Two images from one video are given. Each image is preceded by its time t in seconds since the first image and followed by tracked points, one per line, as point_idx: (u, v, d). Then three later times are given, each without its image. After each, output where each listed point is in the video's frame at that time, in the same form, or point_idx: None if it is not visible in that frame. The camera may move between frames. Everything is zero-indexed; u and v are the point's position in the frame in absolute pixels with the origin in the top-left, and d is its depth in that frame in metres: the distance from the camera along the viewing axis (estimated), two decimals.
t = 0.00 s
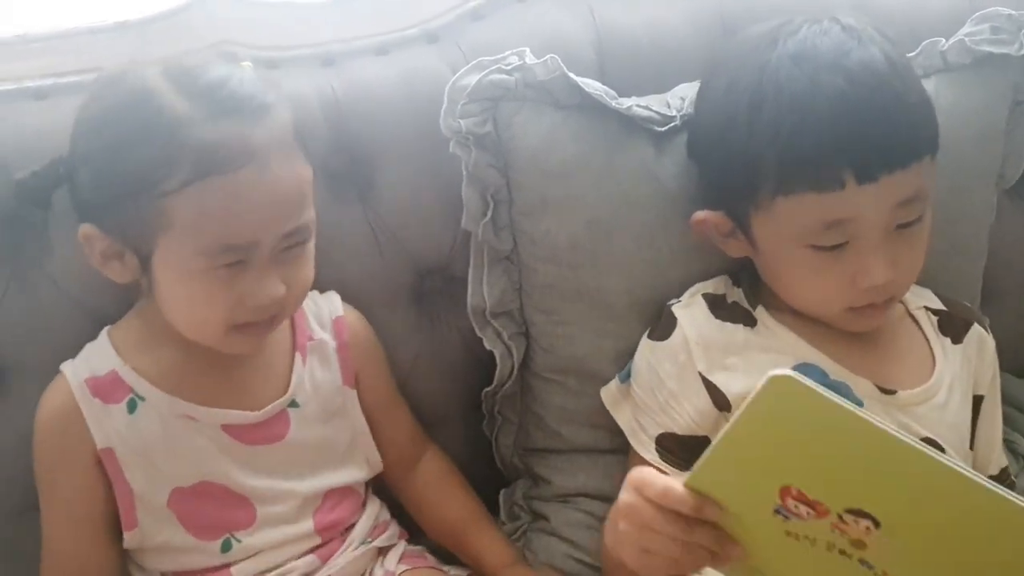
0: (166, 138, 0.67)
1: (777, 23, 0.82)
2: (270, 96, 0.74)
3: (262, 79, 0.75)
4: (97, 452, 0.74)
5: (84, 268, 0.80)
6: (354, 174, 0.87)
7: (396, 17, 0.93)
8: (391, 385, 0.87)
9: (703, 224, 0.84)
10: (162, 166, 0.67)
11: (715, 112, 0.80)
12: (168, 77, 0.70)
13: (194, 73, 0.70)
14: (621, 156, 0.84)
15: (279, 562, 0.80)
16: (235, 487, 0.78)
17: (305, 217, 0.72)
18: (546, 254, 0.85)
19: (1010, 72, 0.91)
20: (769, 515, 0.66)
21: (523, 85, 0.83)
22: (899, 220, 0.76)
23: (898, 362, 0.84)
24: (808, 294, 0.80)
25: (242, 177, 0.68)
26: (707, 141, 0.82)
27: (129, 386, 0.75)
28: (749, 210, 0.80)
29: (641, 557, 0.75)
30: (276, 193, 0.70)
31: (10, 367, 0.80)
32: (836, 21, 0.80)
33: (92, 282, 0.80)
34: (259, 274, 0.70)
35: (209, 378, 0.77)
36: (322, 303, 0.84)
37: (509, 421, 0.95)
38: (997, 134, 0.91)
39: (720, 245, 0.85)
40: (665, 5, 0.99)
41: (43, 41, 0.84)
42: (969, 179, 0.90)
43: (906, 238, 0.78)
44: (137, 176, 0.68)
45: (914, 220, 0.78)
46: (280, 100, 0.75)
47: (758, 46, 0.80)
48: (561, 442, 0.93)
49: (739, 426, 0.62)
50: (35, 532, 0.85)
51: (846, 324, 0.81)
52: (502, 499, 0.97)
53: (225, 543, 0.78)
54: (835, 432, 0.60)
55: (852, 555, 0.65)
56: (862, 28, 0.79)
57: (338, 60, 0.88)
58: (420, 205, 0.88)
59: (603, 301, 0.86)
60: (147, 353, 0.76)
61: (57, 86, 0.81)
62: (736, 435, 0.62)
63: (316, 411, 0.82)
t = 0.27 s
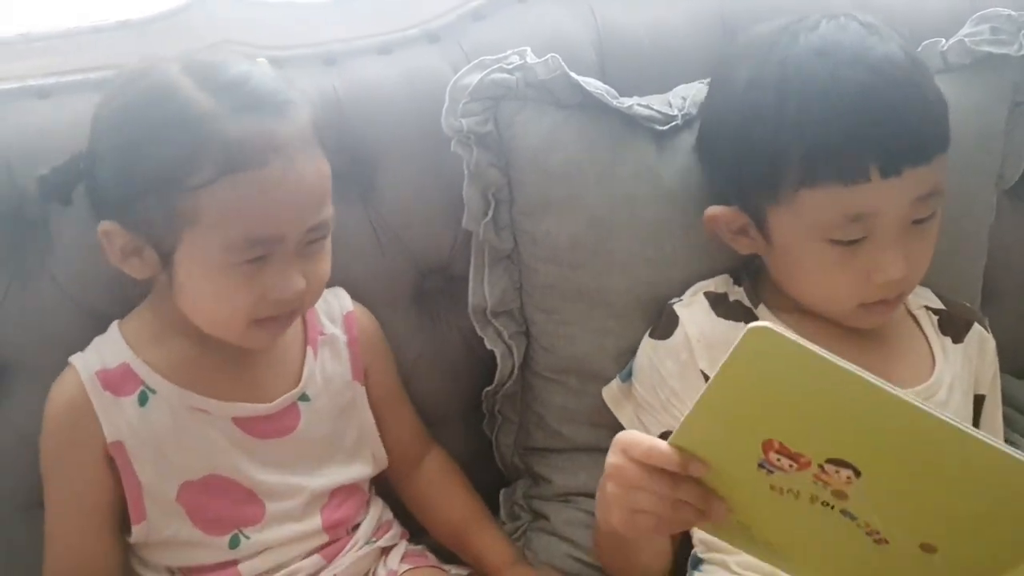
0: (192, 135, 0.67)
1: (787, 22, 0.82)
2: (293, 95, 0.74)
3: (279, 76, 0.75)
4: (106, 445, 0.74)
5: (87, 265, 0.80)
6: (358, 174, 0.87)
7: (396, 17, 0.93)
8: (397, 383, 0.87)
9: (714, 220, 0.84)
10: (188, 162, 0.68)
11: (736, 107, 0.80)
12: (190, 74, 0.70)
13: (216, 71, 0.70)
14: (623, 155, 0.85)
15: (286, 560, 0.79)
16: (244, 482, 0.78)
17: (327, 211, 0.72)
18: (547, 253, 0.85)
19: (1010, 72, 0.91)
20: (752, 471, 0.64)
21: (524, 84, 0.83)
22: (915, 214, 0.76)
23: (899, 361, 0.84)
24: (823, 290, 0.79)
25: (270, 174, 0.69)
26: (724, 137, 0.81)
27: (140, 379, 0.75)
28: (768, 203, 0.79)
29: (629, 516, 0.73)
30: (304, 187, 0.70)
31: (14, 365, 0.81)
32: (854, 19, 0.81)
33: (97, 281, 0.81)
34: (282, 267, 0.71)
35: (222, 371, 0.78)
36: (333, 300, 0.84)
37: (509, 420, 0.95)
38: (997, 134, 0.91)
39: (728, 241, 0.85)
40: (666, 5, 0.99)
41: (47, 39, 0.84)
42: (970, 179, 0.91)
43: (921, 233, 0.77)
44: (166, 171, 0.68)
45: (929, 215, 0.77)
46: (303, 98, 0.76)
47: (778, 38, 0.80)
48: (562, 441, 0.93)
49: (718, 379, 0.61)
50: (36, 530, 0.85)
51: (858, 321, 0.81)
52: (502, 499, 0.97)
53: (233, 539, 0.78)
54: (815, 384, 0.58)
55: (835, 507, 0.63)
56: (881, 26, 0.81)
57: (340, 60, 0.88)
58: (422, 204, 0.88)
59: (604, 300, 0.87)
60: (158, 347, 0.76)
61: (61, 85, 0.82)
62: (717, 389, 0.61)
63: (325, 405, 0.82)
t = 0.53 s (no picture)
0: (205, 137, 0.67)
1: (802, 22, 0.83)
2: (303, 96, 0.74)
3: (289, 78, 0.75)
4: (110, 447, 0.74)
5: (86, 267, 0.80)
6: (358, 175, 0.87)
7: (397, 19, 0.93)
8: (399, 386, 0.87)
9: (722, 223, 0.84)
10: (201, 164, 0.67)
11: (751, 109, 0.80)
12: (200, 76, 0.70)
13: (226, 73, 0.70)
14: (623, 157, 0.84)
15: (287, 563, 0.79)
16: (247, 484, 0.78)
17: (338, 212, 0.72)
18: (547, 256, 0.85)
19: (1010, 75, 0.91)
20: (746, 463, 0.62)
21: (524, 87, 0.83)
22: (925, 218, 0.76)
23: (899, 365, 0.84)
24: (832, 292, 0.79)
25: (281, 178, 0.69)
26: (737, 140, 0.81)
27: (145, 380, 0.75)
28: (781, 205, 0.79)
29: (625, 506, 0.71)
30: (317, 189, 0.70)
31: (13, 366, 0.81)
32: (867, 22, 0.81)
33: (97, 282, 0.81)
34: (293, 269, 0.71)
35: (227, 372, 0.78)
36: (336, 303, 0.85)
37: (509, 423, 0.95)
38: (997, 137, 0.91)
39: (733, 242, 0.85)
40: (666, 7, 0.99)
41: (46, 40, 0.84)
42: (970, 182, 0.90)
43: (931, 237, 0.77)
44: (177, 174, 0.68)
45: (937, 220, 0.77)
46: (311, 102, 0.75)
47: (793, 39, 0.80)
48: (562, 444, 0.93)
49: (711, 369, 0.58)
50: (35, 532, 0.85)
51: (866, 325, 0.80)
52: (502, 501, 0.97)
53: (234, 543, 0.78)
54: (811, 374, 0.56)
55: (832, 499, 0.61)
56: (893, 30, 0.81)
57: (340, 61, 0.88)
58: (423, 205, 0.88)
59: (604, 303, 0.86)
60: (162, 349, 0.76)
61: (61, 85, 0.82)
62: (709, 378, 0.59)
63: (328, 407, 0.82)
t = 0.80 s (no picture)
0: (205, 137, 0.67)
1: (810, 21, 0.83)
2: (302, 95, 0.74)
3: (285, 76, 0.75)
4: (110, 447, 0.74)
5: (85, 268, 0.80)
6: (357, 175, 0.87)
7: (397, 17, 0.93)
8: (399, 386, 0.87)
9: (727, 224, 0.84)
10: (202, 164, 0.67)
11: (758, 108, 0.79)
12: (199, 76, 0.69)
13: (225, 72, 0.70)
14: (623, 157, 0.84)
15: (286, 564, 0.79)
16: (246, 484, 0.78)
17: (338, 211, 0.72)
18: (546, 256, 0.85)
19: (1011, 75, 0.91)
20: (743, 457, 0.62)
21: (523, 87, 0.82)
22: (931, 218, 0.75)
23: (898, 366, 0.84)
24: (837, 291, 0.79)
25: (280, 177, 0.68)
26: (743, 140, 0.81)
27: (145, 382, 0.75)
28: (788, 205, 0.79)
29: (622, 501, 0.71)
30: (316, 188, 0.70)
31: (11, 366, 0.81)
32: (875, 21, 0.81)
33: (96, 282, 0.81)
34: (294, 268, 0.70)
35: (226, 373, 0.77)
36: (335, 303, 0.84)
37: (508, 423, 0.95)
38: (997, 137, 0.91)
39: (736, 244, 0.85)
40: (665, 7, 0.99)
41: (44, 41, 0.84)
42: (970, 182, 0.90)
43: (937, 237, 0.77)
44: (176, 174, 0.67)
45: (944, 220, 0.76)
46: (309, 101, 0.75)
47: (801, 38, 0.80)
48: (561, 444, 0.93)
49: (711, 366, 0.58)
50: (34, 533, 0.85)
51: (869, 324, 0.80)
52: (500, 502, 0.97)
53: (233, 544, 0.78)
54: (811, 371, 0.56)
55: (829, 494, 0.61)
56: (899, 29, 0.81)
57: (339, 62, 0.88)
58: (422, 206, 0.88)
59: (603, 303, 0.86)
60: (162, 350, 0.76)
61: (59, 86, 0.82)
62: (708, 374, 0.58)
63: (328, 408, 0.82)
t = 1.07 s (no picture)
0: (182, 140, 0.67)
1: (805, 21, 0.83)
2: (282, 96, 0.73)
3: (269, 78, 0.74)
4: (102, 452, 0.74)
5: (76, 271, 0.80)
6: (349, 177, 0.87)
7: (390, 17, 0.93)
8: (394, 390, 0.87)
9: (720, 224, 0.84)
10: (179, 165, 0.67)
11: (752, 108, 0.79)
12: (177, 77, 0.69)
13: (204, 73, 0.70)
14: (616, 159, 0.84)
15: (280, 568, 0.79)
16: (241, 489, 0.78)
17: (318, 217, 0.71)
18: (539, 258, 0.85)
19: (1004, 76, 0.91)
20: (734, 448, 0.62)
21: (516, 89, 0.82)
22: (923, 219, 0.75)
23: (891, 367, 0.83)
24: (829, 292, 0.79)
25: (254, 180, 0.68)
26: (738, 141, 0.81)
27: (135, 386, 0.74)
28: (781, 206, 0.79)
29: (613, 492, 0.71)
30: (291, 191, 0.69)
31: (1, 370, 0.80)
32: (868, 21, 0.81)
33: (86, 287, 0.80)
34: (271, 273, 0.70)
35: (217, 377, 0.77)
36: (327, 305, 0.84)
37: (502, 425, 0.95)
38: (991, 138, 0.91)
39: (731, 246, 0.85)
40: (658, 9, 0.99)
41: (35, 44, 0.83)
42: (963, 183, 0.90)
43: (928, 237, 0.77)
44: (150, 177, 0.67)
45: (936, 221, 0.77)
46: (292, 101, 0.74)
47: (794, 38, 0.80)
48: (554, 447, 0.92)
49: (701, 355, 0.58)
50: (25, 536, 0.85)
51: (861, 325, 0.80)
52: (495, 505, 0.97)
53: (226, 548, 0.77)
54: (800, 362, 0.55)
55: (821, 486, 0.61)
56: (892, 29, 0.81)
57: (332, 64, 0.88)
58: (414, 208, 0.88)
59: (597, 305, 0.86)
60: (153, 353, 0.76)
61: (50, 88, 0.81)
62: (698, 364, 0.58)
63: (321, 411, 0.81)
